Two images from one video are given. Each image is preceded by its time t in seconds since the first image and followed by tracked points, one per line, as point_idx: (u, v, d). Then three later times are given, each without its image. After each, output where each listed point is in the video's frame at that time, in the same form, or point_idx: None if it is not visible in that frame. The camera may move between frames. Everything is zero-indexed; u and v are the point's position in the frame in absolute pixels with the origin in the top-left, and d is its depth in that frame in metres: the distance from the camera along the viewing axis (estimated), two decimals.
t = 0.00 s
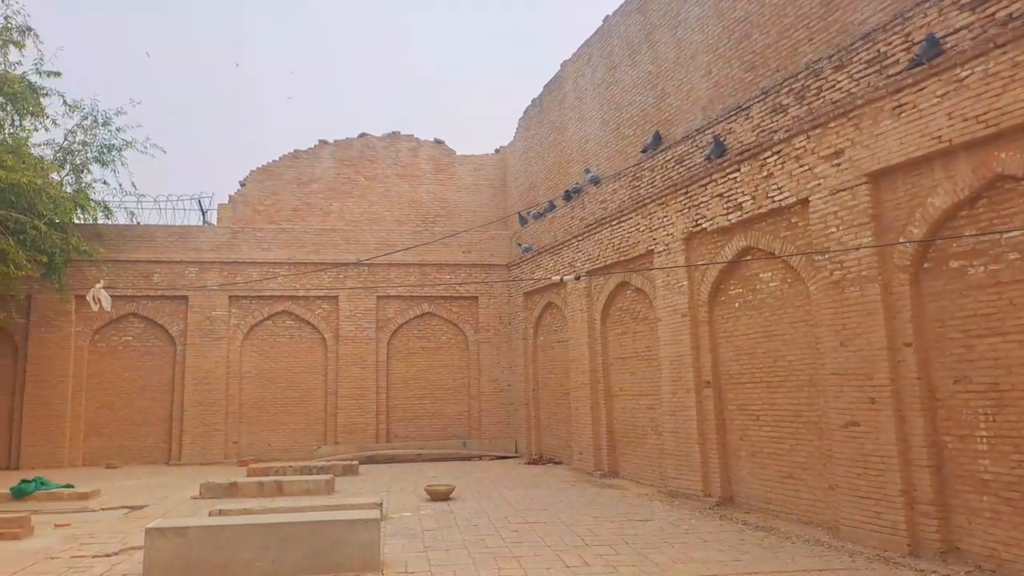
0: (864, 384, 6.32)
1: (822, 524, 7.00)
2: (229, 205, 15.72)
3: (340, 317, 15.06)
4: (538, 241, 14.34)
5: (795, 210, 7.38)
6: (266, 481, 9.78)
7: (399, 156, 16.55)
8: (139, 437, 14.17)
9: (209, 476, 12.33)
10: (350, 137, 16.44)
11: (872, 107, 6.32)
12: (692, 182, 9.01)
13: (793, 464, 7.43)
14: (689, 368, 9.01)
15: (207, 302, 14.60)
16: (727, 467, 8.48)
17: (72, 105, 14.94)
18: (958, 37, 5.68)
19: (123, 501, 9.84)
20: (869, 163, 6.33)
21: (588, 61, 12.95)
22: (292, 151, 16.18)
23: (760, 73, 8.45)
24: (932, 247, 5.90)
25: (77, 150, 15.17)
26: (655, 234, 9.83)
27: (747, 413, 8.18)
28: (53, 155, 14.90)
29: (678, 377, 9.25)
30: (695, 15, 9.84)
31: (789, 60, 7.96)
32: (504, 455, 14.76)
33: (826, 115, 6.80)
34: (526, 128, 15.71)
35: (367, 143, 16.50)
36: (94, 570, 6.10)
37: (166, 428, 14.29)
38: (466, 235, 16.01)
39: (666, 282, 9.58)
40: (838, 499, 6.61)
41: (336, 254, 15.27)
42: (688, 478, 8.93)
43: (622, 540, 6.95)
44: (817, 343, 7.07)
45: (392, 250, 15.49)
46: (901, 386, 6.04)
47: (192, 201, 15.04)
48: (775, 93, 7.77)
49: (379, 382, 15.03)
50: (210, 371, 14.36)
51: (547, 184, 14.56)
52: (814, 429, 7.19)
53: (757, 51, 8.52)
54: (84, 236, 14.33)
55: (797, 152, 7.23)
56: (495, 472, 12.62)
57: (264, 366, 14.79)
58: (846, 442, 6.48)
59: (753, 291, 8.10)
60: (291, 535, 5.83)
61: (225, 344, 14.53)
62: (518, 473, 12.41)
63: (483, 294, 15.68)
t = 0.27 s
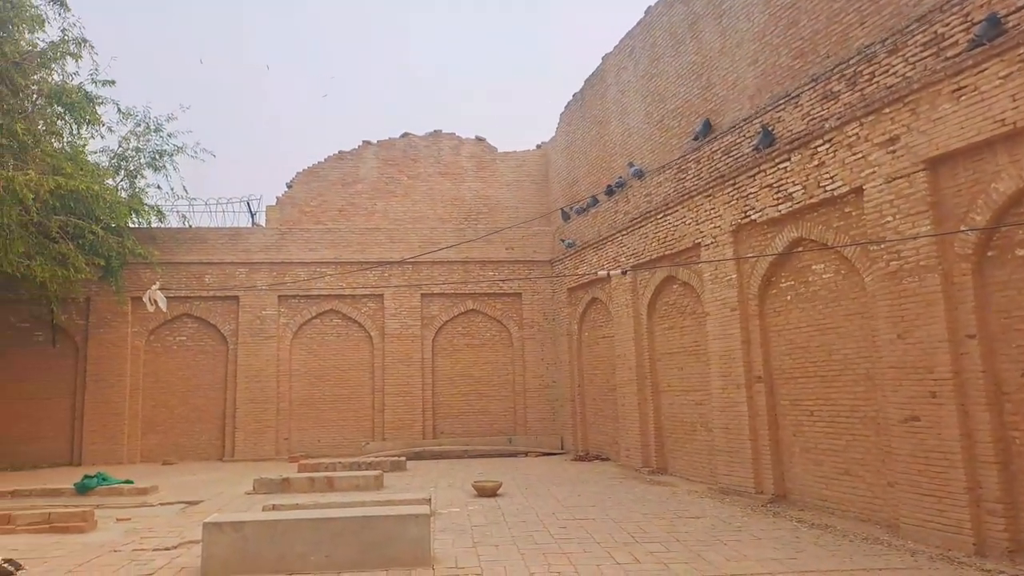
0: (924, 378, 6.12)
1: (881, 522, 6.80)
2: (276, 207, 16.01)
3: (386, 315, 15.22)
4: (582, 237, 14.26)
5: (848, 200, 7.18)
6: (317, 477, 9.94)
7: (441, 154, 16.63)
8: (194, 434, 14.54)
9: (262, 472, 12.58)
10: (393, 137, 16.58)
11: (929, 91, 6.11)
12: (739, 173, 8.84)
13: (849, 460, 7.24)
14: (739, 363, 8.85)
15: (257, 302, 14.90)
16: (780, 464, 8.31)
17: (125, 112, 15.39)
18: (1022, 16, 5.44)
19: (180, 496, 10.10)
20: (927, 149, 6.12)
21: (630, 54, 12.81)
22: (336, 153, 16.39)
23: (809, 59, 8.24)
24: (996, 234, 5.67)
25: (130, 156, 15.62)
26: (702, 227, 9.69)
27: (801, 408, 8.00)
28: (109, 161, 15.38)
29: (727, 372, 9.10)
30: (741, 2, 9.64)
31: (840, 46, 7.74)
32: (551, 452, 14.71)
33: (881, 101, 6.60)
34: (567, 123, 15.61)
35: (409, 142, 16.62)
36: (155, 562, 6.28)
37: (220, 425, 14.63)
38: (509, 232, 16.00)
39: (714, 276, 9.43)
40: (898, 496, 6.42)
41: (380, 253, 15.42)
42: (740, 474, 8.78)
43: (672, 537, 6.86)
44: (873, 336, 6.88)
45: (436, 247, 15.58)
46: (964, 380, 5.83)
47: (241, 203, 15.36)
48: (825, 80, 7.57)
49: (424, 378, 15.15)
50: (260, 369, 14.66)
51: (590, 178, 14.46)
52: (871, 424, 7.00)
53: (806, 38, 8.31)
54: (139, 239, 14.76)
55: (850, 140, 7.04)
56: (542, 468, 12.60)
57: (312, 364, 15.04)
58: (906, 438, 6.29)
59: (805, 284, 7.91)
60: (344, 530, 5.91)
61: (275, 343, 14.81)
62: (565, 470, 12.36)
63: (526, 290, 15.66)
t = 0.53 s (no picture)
0: (983, 372, 5.91)
1: (938, 521, 6.61)
2: (319, 207, 16.21)
3: (427, 312, 15.32)
4: (623, 232, 14.13)
5: (900, 189, 6.98)
6: (363, 473, 10.05)
7: (479, 152, 16.64)
8: (242, 431, 14.83)
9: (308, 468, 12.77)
10: (432, 135, 16.66)
11: (986, 75, 5.89)
12: (785, 164, 8.66)
13: (904, 457, 7.04)
14: (786, 358, 8.68)
15: (301, 300, 15.13)
16: (830, 461, 8.12)
17: (173, 117, 15.76)
18: None
19: (230, 491, 10.31)
20: (984, 135, 5.90)
21: (671, 46, 12.63)
22: (377, 152, 16.53)
23: (857, 46, 8.02)
24: None
25: (178, 159, 15.99)
26: (747, 220, 9.52)
27: (852, 404, 7.81)
28: (157, 165, 15.76)
29: (775, 367, 8.93)
30: None
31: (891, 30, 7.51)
32: (593, 449, 14.61)
33: (935, 87, 6.38)
34: (607, 117, 15.47)
35: (448, 140, 16.68)
36: (208, 556, 6.40)
37: (267, 422, 14.89)
38: (548, 228, 15.94)
39: (759, 270, 9.26)
40: (956, 495, 6.21)
41: (421, 251, 15.51)
42: (788, 472, 8.61)
43: (720, 535, 6.76)
44: (928, 329, 6.67)
45: (476, 245, 15.61)
46: None
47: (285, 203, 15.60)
48: (875, 67, 7.36)
49: (466, 375, 15.20)
50: (305, 367, 14.89)
51: (630, 173, 14.31)
52: (927, 420, 6.79)
53: (855, 23, 8.08)
54: (188, 240, 15.10)
55: (902, 127, 6.83)
56: (585, 465, 12.54)
57: (355, 361, 15.21)
58: (964, 435, 6.08)
59: (855, 276, 7.71)
60: (390, 525, 5.95)
61: (319, 341, 15.03)
62: (608, 467, 12.27)
63: (567, 286, 15.58)
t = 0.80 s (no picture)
0: None
1: (1017, 518, 6.33)
2: (371, 207, 16.43)
3: (478, 309, 15.40)
4: (675, 224, 13.93)
5: (970, 173, 6.70)
6: (419, 469, 10.16)
7: (527, 148, 16.61)
8: (302, 428, 15.15)
9: (366, 464, 12.97)
10: (480, 133, 16.70)
11: None
12: (846, 150, 8.41)
13: (979, 452, 6.77)
14: (850, 351, 8.43)
15: (356, 299, 15.38)
16: (899, 456, 7.87)
17: (229, 122, 16.17)
18: None
19: (293, 487, 10.55)
20: None
21: (722, 33, 12.39)
22: (426, 151, 16.65)
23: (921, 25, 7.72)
24: None
25: (235, 164, 16.41)
26: (805, 209, 9.29)
27: (921, 397, 7.54)
28: (215, 170, 16.19)
29: (838, 360, 8.69)
30: None
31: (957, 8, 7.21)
32: (650, 444, 14.46)
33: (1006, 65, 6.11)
34: (656, 108, 15.24)
35: (496, 137, 16.70)
36: (274, 549, 6.56)
37: (325, 419, 15.18)
38: (599, 222, 15.81)
39: (820, 260, 9.03)
40: None
41: (472, 248, 15.58)
42: (855, 467, 8.37)
43: (785, 532, 6.61)
44: (1004, 318, 6.40)
45: (526, 241, 15.60)
46: None
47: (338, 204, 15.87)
48: (941, 46, 7.06)
49: (519, 371, 15.22)
50: (361, 364, 15.13)
51: (682, 164, 14.10)
52: (1003, 413, 6.52)
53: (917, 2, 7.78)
54: (246, 243, 15.48)
55: (971, 109, 6.56)
56: (642, 461, 12.42)
57: (409, 358, 15.38)
58: None
59: (923, 265, 7.45)
60: (450, 520, 5.99)
61: (374, 338, 15.27)
62: (665, 463, 12.13)
63: (619, 281, 15.44)
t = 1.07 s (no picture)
0: None
1: None
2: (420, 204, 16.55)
3: (527, 305, 15.39)
4: (727, 217, 13.68)
5: None
6: (470, 464, 10.21)
7: (575, 142, 16.53)
8: (354, 423, 15.38)
9: (417, 459, 13.09)
10: (527, 128, 16.67)
11: None
12: (909, 138, 8.12)
13: None
14: (914, 345, 8.15)
15: (406, 296, 15.53)
16: (967, 455, 7.57)
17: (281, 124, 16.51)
18: None
19: (346, 480, 10.72)
20: None
21: (776, 21, 12.09)
22: (474, 148, 16.72)
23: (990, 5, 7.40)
24: None
25: (288, 165, 16.73)
26: (865, 199, 9.01)
27: (991, 393, 7.24)
28: (269, 171, 16.54)
29: (900, 355, 8.41)
30: None
31: None
32: (702, 441, 14.24)
33: None
34: (708, 99, 14.94)
35: (543, 133, 16.65)
36: (330, 542, 6.66)
37: (376, 414, 15.38)
38: (649, 217, 15.60)
39: (881, 252, 8.74)
40: None
41: (520, 244, 15.57)
42: (918, 466, 8.10)
43: (846, 531, 6.43)
44: None
45: (575, 237, 15.51)
46: None
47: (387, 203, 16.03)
48: (1013, 26, 6.75)
49: (568, 367, 15.17)
50: (412, 361, 15.29)
51: (734, 156, 13.82)
52: None
53: None
54: (299, 241, 15.77)
55: None
56: (694, 458, 12.25)
57: (459, 355, 15.47)
58: None
59: (993, 256, 7.15)
60: (503, 514, 5.99)
61: (423, 335, 15.41)
62: (719, 460, 11.94)
63: (669, 276, 15.23)
